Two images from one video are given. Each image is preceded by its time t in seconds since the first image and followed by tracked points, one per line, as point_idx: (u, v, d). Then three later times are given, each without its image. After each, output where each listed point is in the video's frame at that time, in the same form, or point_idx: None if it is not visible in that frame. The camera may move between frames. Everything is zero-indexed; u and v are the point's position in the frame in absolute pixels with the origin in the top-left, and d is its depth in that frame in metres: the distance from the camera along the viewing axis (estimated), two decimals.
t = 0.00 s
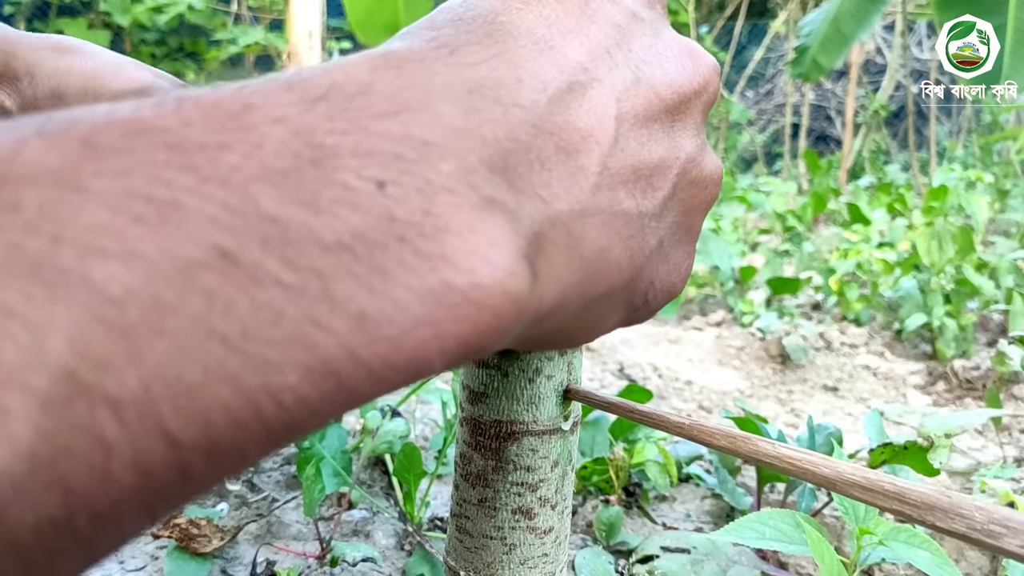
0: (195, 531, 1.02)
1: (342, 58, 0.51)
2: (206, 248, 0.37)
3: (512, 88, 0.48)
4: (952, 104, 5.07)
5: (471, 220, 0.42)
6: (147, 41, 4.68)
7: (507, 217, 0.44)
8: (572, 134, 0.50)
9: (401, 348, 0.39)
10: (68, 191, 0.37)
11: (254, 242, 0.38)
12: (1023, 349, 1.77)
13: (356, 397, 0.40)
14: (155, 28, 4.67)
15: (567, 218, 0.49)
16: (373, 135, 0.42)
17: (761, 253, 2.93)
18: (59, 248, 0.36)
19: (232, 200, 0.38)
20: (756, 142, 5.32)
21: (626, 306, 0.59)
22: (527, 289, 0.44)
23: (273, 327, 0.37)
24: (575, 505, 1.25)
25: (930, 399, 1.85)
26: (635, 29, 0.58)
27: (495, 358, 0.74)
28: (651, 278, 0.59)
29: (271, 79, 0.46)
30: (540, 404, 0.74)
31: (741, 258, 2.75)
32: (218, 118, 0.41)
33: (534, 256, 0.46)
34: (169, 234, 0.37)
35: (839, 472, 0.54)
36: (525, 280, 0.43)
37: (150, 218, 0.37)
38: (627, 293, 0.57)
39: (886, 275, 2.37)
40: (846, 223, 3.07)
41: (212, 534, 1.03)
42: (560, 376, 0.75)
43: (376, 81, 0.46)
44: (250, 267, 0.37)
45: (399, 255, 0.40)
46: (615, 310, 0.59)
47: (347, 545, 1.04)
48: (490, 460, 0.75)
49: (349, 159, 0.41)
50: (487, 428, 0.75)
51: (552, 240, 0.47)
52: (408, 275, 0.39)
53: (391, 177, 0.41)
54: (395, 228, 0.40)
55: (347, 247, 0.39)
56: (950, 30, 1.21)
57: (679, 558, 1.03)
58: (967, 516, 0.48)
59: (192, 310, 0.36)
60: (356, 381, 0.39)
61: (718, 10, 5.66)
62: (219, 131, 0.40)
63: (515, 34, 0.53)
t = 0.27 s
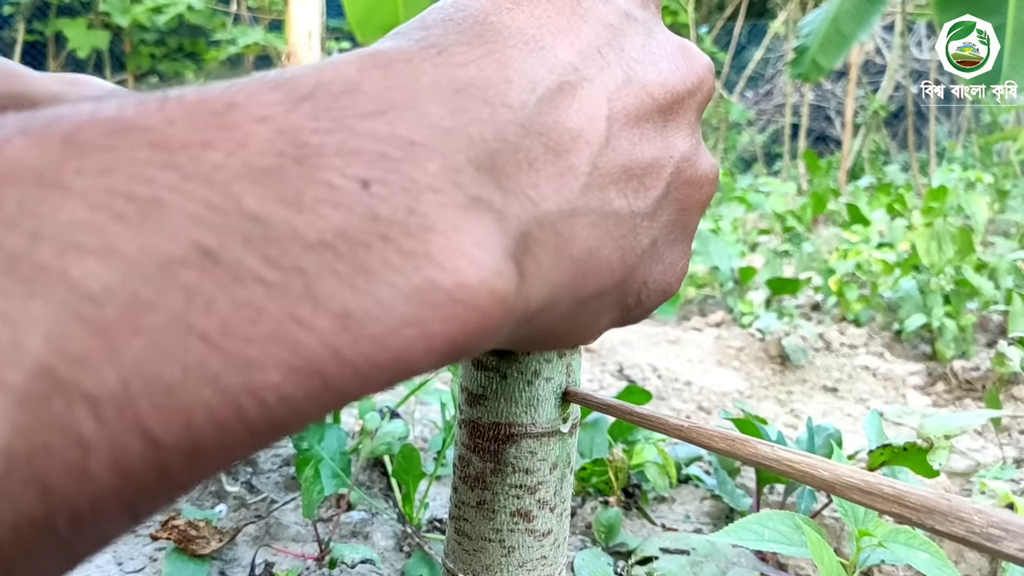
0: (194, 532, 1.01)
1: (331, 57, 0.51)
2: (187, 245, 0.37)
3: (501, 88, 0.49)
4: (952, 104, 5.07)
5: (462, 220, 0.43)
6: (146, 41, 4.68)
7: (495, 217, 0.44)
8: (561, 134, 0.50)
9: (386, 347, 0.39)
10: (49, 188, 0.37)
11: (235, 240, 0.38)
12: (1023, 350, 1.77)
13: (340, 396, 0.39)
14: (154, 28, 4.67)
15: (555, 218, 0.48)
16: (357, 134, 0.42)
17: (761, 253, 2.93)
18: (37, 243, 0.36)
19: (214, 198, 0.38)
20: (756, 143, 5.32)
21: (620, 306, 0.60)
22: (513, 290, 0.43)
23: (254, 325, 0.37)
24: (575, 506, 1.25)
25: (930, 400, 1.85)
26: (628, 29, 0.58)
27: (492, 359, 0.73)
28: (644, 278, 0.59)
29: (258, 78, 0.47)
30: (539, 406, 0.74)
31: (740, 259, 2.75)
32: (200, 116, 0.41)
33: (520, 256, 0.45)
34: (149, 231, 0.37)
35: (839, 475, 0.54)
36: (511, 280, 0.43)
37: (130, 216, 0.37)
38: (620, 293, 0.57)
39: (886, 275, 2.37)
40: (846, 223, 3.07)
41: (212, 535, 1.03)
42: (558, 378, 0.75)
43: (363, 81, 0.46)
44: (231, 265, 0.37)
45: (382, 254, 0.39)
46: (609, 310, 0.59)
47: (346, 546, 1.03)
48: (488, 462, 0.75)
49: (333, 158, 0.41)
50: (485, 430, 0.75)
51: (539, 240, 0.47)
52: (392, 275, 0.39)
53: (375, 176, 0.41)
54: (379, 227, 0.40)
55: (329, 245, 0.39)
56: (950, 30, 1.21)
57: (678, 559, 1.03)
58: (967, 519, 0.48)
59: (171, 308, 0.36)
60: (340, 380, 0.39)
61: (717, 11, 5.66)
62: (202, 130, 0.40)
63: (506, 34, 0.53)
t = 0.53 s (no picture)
0: (194, 532, 1.01)
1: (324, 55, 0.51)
2: (171, 242, 0.37)
3: (490, 88, 0.48)
4: (951, 105, 5.07)
5: (454, 219, 0.42)
6: (146, 41, 4.67)
7: (484, 216, 0.44)
8: (552, 134, 0.50)
9: (375, 346, 0.39)
10: (32, 185, 0.37)
11: (222, 238, 0.38)
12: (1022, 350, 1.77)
13: (328, 394, 0.39)
14: (154, 28, 4.67)
15: (546, 218, 0.48)
16: (345, 133, 0.42)
17: (761, 253, 2.93)
18: (21, 240, 0.36)
19: (199, 195, 0.38)
20: (756, 143, 5.32)
21: (613, 306, 0.60)
22: (502, 289, 0.43)
23: (240, 322, 0.37)
24: (575, 506, 1.25)
25: (929, 400, 1.85)
26: (621, 28, 0.58)
27: (492, 359, 0.74)
28: (638, 277, 0.59)
29: (246, 77, 0.47)
30: (538, 406, 0.74)
31: (740, 259, 2.75)
32: (188, 114, 0.42)
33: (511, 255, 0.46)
34: (134, 228, 0.37)
35: (838, 475, 0.54)
36: (501, 279, 0.43)
37: (114, 212, 0.37)
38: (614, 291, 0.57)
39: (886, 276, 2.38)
40: (846, 223, 3.07)
41: (211, 535, 1.03)
42: (558, 378, 0.75)
43: (351, 80, 0.45)
44: (217, 262, 0.37)
45: (370, 253, 0.39)
46: (601, 310, 0.59)
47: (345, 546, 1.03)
48: (488, 462, 0.75)
49: (321, 156, 0.41)
50: (484, 430, 0.75)
51: (529, 239, 0.47)
52: (380, 274, 0.39)
53: (363, 175, 0.41)
54: (367, 225, 0.40)
55: (317, 244, 0.39)
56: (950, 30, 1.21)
57: (678, 559, 1.03)
58: (966, 519, 0.48)
59: (156, 304, 0.36)
60: (328, 378, 0.39)
61: (717, 11, 5.65)
62: (188, 127, 0.41)
63: (498, 34, 0.53)
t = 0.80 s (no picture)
0: (195, 533, 1.02)
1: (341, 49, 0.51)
2: (206, 238, 0.37)
3: (518, 82, 0.49)
4: (951, 105, 5.08)
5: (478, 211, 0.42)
6: (146, 41, 4.67)
7: (518, 209, 0.45)
8: (578, 131, 0.50)
9: (408, 347, 0.40)
10: (60, 180, 0.37)
11: (258, 233, 0.38)
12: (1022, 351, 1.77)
13: (358, 397, 0.40)
14: (154, 28, 4.66)
15: (574, 216, 0.49)
16: (377, 125, 0.43)
17: (761, 254, 2.94)
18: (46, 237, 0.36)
19: (232, 190, 0.38)
20: (755, 143, 5.33)
21: (622, 311, 0.60)
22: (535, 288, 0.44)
23: (278, 320, 0.37)
24: (575, 507, 1.25)
25: (929, 401, 1.85)
26: (638, 30, 0.58)
27: (494, 361, 0.74)
28: (647, 282, 0.59)
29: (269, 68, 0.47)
30: (540, 408, 0.74)
31: (739, 260, 2.75)
32: (218, 108, 0.42)
33: (543, 253, 0.46)
34: (166, 226, 0.37)
35: (839, 477, 0.54)
36: (534, 278, 0.43)
37: (143, 209, 0.37)
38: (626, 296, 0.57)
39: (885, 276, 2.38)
40: (845, 224, 3.07)
41: (212, 536, 1.03)
42: (559, 380, 0.75)
43: (382, 69, 0.46)
44: (254, 258, 0.37)
45: (408, 247, 0.40)
46: (611, 316, 0.59)
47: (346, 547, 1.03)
48: (489, 464, 0.75)
49: (354, 148, 0.41)
50: (486, 432, 0.75)
51: (562, 235, 0.48)
52: (417, 269, 0.40)
53: (397, 168, 0.41)
54: (404, 219, 0.40)
55: (355, 239, 0.39)
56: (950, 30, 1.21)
57: (678, 560, 1.03)
58: (966, 521, 0.48)
59: (192, 301, 0.36)
60: (358, 381, 0.39)
61: (716, 11, 5.64)
62: (219, 120, 0.41)
63: (522, 29, 0.52)
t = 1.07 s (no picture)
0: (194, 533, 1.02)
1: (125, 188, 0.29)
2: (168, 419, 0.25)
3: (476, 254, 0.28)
4: (950, 106, 5.08)
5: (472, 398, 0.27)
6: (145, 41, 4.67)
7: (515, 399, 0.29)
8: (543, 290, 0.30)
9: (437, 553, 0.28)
10: None
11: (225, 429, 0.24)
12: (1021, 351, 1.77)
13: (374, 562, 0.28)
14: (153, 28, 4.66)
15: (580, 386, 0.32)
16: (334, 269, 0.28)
17: (760, 254, 2.94)
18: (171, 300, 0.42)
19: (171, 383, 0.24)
20: (755, 143, 5.33)
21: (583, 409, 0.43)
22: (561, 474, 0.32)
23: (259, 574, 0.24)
24: (574, 507, 1.25)
25: (928, 401, 1.85)
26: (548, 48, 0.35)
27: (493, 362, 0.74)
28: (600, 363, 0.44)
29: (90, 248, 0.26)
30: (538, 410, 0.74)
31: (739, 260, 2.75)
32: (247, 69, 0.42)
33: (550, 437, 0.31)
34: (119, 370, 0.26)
35: (838, 477, 0.54)
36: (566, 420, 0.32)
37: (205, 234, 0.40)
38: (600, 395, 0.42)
39: (885, 276, 2.38)
40: (845, 224, 3.07)
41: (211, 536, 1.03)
42: (558, 381, 0.75)
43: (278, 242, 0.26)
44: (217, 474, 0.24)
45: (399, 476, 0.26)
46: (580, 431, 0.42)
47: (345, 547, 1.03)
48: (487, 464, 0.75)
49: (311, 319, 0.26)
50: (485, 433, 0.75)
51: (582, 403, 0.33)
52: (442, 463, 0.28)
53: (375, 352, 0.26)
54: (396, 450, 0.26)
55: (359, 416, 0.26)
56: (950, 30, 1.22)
57: (678, 560, 1.03)
58: (964, 521, 0.48)
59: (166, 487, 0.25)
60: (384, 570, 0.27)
61: (715, 11, 5.64)
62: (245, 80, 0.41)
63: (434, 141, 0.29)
